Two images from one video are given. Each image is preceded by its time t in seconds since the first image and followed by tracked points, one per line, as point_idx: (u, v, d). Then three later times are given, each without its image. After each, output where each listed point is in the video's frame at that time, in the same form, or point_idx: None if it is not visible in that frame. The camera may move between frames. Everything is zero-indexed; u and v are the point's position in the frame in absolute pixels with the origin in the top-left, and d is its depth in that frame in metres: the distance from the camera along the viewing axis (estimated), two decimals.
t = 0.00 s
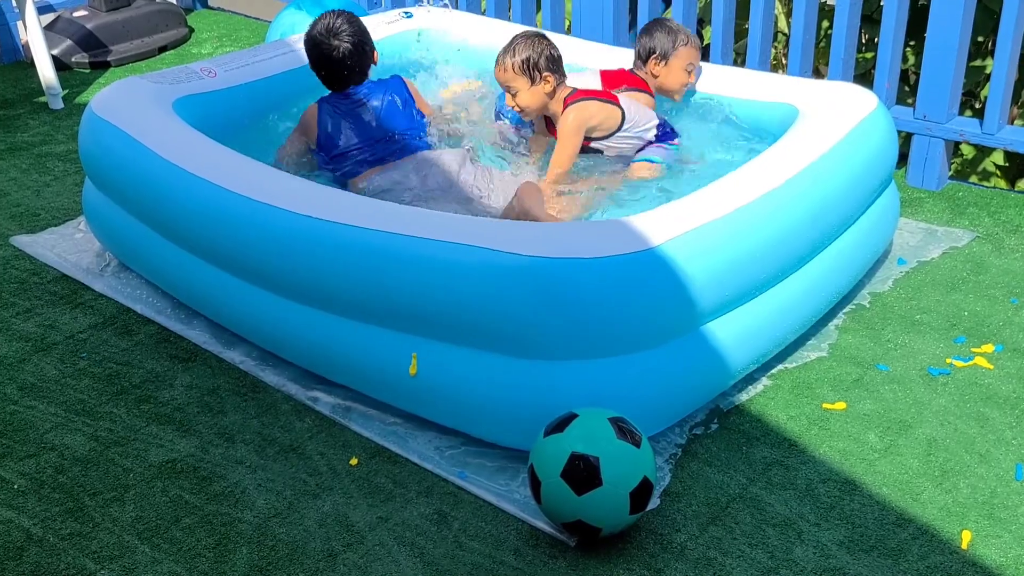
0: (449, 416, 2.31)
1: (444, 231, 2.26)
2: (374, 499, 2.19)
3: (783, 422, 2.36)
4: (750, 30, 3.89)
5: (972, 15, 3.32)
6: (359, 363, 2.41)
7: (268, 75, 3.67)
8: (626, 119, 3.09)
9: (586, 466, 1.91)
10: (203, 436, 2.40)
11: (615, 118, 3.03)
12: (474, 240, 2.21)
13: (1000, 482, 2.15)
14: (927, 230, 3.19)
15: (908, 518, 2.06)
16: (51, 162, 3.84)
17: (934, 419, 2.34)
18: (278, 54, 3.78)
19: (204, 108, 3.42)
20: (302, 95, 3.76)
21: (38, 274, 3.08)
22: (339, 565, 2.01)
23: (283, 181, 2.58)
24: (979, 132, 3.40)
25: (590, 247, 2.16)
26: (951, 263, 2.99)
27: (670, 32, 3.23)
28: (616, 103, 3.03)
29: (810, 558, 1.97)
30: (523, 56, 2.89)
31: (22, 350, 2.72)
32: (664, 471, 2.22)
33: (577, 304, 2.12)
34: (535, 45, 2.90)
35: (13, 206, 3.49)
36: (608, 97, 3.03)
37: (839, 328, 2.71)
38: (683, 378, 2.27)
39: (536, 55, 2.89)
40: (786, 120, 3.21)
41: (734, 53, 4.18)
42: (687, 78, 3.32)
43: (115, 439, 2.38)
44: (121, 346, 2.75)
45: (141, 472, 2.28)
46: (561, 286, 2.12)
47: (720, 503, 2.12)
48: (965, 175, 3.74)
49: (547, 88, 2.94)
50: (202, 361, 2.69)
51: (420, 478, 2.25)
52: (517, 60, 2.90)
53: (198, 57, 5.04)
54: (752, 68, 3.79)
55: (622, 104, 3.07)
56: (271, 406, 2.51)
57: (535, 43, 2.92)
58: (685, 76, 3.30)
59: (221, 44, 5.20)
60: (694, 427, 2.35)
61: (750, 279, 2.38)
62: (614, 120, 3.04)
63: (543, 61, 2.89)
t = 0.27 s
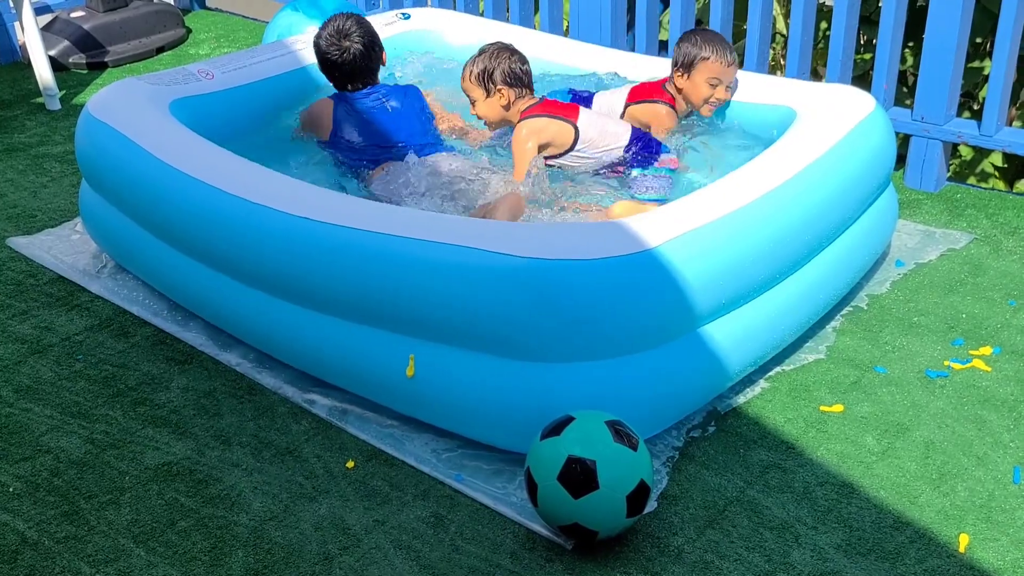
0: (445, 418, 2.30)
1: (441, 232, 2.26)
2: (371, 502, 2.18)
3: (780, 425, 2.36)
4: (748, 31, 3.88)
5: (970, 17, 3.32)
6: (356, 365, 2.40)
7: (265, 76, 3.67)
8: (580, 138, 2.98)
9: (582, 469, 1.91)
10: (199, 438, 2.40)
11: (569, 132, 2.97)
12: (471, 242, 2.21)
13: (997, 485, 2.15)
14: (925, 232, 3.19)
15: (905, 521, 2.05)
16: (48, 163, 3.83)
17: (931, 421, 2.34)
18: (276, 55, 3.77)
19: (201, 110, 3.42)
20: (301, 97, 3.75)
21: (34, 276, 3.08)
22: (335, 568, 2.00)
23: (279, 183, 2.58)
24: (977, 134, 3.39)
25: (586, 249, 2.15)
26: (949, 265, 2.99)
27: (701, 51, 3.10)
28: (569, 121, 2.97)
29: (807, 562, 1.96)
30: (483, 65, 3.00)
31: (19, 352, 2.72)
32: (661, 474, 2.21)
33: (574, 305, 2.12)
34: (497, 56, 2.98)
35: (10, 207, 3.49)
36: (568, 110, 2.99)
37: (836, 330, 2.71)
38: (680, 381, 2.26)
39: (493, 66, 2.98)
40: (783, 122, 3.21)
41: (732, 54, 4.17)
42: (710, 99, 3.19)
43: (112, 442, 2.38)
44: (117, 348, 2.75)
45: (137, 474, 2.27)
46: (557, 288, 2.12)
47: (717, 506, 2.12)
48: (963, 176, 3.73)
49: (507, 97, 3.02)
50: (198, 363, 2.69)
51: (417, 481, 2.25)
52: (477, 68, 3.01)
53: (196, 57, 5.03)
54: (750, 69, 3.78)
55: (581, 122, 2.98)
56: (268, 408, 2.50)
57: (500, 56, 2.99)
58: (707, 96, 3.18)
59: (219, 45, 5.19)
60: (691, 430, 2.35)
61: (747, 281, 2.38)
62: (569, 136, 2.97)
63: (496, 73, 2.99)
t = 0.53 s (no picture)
0: (443, 419, 2.31)
1: (439, 235, 2.26)
2: (369, 501, 2.19)
3: (778, 425, 2.36)
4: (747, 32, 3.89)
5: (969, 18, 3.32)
6: (353, 366, 2.41)
7: (266, 76, 3.67)
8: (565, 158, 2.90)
9: (580, 469, 1.91)
10: (198, 438, 2.40)
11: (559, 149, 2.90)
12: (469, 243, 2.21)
13: (994, 485, 2.15)
14: (923, 233, 3.19)
15: (902, 521, 2.06)
16: (47, 163, 3.83)
17: (928, 422, 2.34)
18: (277, 55, 3.77)
19: (202, 110, 3.42)
20: (302, 97, 3.75)
21: (34, 275, 3.08)
22: (333, 567, 2.01)
23: (278, 184, 2.58)
24: (975, 135, 3.40)
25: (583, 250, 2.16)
26: (947, 266, 2.99)
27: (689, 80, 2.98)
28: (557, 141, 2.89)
29: (804, 562, 1.97)
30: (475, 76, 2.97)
31: (18, 352, 2.72)
32: (659, 474, 2.22)
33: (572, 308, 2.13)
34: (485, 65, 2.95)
35: (10, 207, 3.49)
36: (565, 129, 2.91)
37: (834, 331, 2.71)
38: (678, 381, 2.27)
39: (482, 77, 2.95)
40: (782, 123, 3.21)
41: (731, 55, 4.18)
42: (702, 124, 3.04)
43: (111, 441, 2.38)
44: (116, 347, 2.75)
45: (136, 474, 2.28)
46: (555, 290, 2.12)
47: (714, 506, 2.12)
48: (962, 177, 3.74)
49: (495, 110, 2.97)
50: (197, 363, 2.69)
51: (415, 480, 2.25)
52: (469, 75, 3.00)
53: (196, 58, 5.04)
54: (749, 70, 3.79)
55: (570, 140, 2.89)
56: (267, 408, 2.51)
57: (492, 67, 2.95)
58: (696, 120, 3.02)
59: (219, 45, 5.20)
60: (689, 430, 2.35)
61: (745, 283, 2.38)
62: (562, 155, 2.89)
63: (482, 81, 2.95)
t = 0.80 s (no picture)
0: (436, 419, 2.31)
1: (432, 236, 2.27)
2: (362, 501, 2.19)
3: (771, 424, 2.36)
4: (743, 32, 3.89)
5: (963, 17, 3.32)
6: (347, 367, 2.41)
7: (258, 76, 3.67)
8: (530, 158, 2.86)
9: (572, 469, 1.91)
10: (192, 438, 2.40)
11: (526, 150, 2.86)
12: (462, 245, 2.22)
13: (986, 485, 2.15)
14: (918, 233, 3.19)
15: (894, 521, 2.06)
16: (44, 163, 3.84)
17: (921, 421, 2.34)
18: (268, 55, 3.77)
19: (196, 112, 3.43)
20: (294, 97, 3.76)
21: (29, 275, 3.09)
22: (325, 567, 2.01)
23: (272, 186, 2.59)
24: (970, 134, 3.40)
25: (576, 252, 2.16)
26: (942, 265, 2.99)
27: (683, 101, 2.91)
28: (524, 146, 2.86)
29: (796, 561, 1.97)
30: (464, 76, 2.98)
31: (13, 352, 2.72)
32: (652, 473, 2.22)
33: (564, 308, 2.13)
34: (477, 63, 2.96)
35: (6, 207, 3.50)
36: (532, 130, 2.88)
37: (829, 331, 2.72)
38: (671, 383, 2.27)
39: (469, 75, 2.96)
40: (777, 124, 3.22)
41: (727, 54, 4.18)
42: (701, 139, 2.97)
43: (105, 441, 2.38)
44: (111, 347, 2.75)
45: (129, 474, 2.28)
46: (548, 291, 2.12)
47: (707, 506, 2.13)
48: (959, 176, 3.74)
49: (480, 107, 2.98)
50: (192, 363, 2.69)
51: (408, 480, 2.25)
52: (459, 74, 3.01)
53: (193, 58, 5.04)
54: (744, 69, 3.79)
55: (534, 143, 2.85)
56: (260, 408, 2.51)
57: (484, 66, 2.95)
58: (694, 136, 2.95)
59: (215, 45, 5.20)
60: (683, 430, 2.36)
61: (739, 284, 2.38)
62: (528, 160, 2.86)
63: (472, 80, 2.95)
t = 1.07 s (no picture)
0: (434, 425, 2.31)
1: (429, 241, 2.27)
2: (359, 507, 2.19)
3: (769, 432, 2.36)
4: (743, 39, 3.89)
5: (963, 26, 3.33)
6: (345, 373, 2.41)
7: (258, 83, 3.67)
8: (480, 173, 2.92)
9: (569, 475, 1.91)
10: (189, 443, 2.40)
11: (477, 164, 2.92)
12: (460, 252, 2.22)
13: (984, 493, 2.15)
14: (917, 241, 3.19)
15: (892, 528, 2.06)
16: (44, 168, 3.84)
17: (919, 429, 2.34)
18: (268, 62, 3.77)
19: (195, 118, 3.43)
20: (294, 106, 3.76)
21: (28, 280, 3.09)
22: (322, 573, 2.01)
23: (270, 191, 2.59)
24: (969, 143, 3.40)
25: (574, 259, 2.17)
26: (941, 273, 2.99)
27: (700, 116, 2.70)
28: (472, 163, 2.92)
29: (793, 569, 1.97)
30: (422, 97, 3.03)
31: (11, 357, 2.72)
32: (649, 480, 2.22)
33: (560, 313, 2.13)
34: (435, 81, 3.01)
35: (5, 212, 3.50)
36: (479, 147, 2.94)
37: (827, 338, 2.71)
38: (668, 389, 2.27)
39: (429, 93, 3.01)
40: (776, 131, 3.22)
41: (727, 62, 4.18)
42: (716, 153, 2.76)
43: (102, 446, 2.38)
44: (109, 353, 2.75)
45: (126, 479, 2.28)
46: (545, 297, 2.13)
47: (704, 513, 2.12)
48: (958, 185, 3.74)
49: (438, 126, 3.02)
50: (189, 369, 2.69)
51: (405, 487, 2.25)
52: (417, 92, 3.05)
53: (193, 65, 5.05)
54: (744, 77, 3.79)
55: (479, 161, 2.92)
56: (258, 414, 2.51)
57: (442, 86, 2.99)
58: (709, 150, 2.74)
59: (216, 52, 5.21)
60: (680, 437, 2.35)
61: (736, 290, 2.38)
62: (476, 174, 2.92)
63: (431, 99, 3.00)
